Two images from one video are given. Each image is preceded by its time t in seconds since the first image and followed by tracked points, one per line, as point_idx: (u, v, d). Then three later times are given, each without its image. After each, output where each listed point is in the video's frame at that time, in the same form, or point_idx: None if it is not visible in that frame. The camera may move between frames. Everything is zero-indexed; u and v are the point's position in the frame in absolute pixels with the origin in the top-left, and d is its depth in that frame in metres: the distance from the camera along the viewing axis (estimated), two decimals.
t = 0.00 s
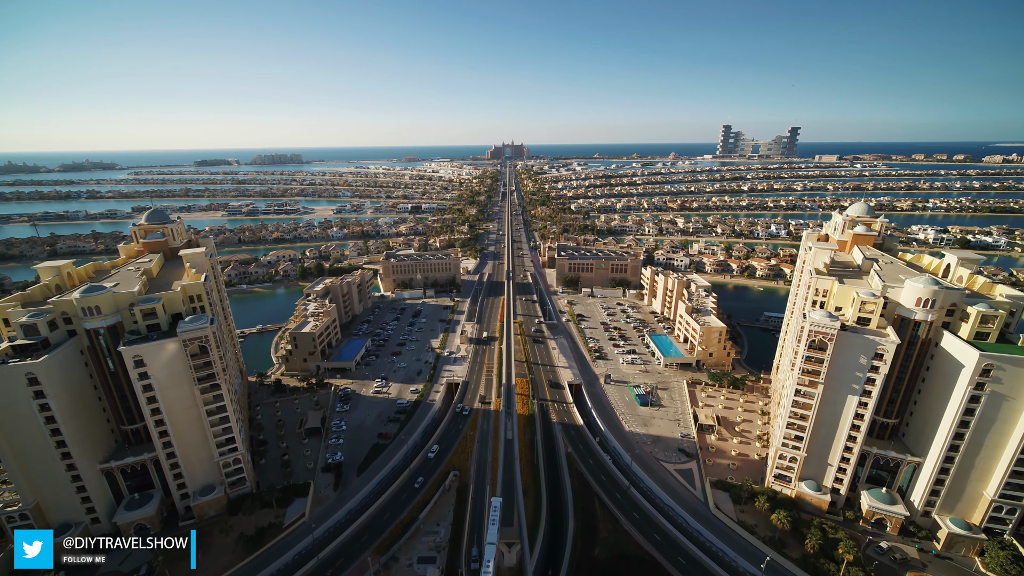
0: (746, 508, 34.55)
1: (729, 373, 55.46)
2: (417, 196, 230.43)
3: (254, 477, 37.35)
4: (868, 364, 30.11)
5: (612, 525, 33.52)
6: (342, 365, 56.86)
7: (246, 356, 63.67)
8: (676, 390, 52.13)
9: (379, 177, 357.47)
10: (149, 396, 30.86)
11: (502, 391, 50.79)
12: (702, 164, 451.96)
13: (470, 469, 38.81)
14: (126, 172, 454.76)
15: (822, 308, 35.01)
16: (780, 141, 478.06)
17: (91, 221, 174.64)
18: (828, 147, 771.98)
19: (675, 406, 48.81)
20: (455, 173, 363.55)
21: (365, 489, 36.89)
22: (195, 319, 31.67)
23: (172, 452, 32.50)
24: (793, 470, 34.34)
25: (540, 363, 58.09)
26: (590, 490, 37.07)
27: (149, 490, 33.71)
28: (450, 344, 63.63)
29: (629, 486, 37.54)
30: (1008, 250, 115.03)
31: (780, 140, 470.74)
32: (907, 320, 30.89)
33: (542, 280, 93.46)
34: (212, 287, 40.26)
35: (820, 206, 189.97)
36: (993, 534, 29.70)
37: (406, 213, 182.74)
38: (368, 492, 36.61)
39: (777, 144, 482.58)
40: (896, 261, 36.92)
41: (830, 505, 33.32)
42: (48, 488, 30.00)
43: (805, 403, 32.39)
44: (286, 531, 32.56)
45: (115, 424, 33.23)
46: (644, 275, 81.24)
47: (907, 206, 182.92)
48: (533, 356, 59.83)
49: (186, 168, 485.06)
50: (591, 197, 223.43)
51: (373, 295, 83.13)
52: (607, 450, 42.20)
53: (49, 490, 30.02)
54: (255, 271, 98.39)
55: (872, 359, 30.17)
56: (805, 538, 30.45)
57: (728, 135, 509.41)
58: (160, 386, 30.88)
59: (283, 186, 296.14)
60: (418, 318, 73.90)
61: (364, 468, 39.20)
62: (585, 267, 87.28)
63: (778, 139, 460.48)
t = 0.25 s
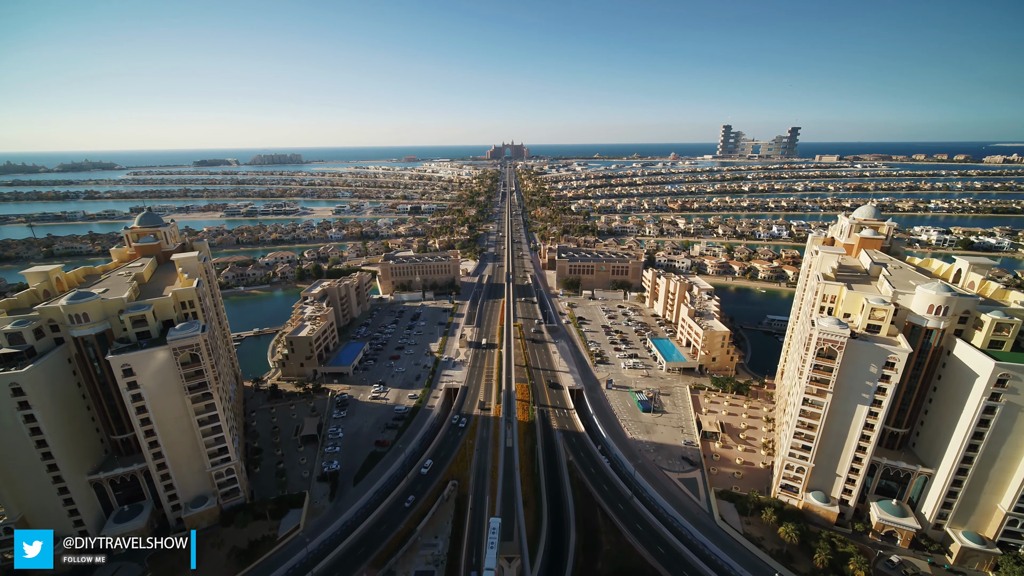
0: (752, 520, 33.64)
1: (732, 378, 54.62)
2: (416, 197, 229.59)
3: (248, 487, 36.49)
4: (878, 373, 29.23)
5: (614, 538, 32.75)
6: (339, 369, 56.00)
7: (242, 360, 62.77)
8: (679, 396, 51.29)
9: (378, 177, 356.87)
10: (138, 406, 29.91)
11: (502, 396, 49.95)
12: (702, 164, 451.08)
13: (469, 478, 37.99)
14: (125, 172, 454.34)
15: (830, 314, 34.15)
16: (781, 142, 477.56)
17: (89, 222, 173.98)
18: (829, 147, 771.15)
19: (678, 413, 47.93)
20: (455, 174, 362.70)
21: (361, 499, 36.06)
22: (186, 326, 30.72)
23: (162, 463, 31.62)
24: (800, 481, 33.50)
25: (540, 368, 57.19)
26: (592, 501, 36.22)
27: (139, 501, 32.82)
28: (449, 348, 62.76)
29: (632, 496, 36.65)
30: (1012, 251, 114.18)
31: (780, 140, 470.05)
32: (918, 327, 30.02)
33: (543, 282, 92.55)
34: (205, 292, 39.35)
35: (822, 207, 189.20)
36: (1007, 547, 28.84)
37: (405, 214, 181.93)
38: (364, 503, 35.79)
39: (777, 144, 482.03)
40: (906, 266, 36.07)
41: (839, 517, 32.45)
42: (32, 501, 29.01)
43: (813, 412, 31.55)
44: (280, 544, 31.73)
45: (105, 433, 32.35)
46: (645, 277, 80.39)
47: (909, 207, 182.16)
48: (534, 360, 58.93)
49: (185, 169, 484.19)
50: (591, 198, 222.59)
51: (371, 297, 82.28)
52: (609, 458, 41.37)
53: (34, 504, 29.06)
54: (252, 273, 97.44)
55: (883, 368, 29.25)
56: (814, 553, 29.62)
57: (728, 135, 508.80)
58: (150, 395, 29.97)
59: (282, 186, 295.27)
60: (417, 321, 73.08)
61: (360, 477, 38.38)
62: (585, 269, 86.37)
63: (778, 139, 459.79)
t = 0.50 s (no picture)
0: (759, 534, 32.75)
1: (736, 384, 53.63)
2: (416, 197, 228.64)
3: (241, 499, 35.54)
4: (891, 384, 28.25)
5: (617, 553, 31.81)
6: (336, 375, 55.01)
7: (237, 365, 61.72)
8: (683, 403, 50.32)
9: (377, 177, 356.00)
10: (125, 418, 28.92)
11: (501, 403, 48.98)
12: (702, 164, 450.32)
13: (467, 490, 37.01)
14: (124, 172, 453.18)
15: (839, 321, 33.21)
16: (781, 142, 476.86)
17: (86, 223, 172.98)
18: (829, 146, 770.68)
19: (681, 420, 46.97)
20: (455, 174, 361.64)
21: (357, 511, 35.07)
22: (174, 334, 29.74)
23: (151, 476, 30.64)
24: (808, 494, 32.57)
25: (541, 373, 56.19)
26: (594, 513, 35.27)
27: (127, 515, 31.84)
28: (448, 353, 61.76)
29: (635, 508, 35.69)
30: (1016, 253, 113.38)
31: (781, 140, 469.39)
32: (932, 336, 29.06)
33: (543, 285, 91.55)
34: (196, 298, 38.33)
35: (823, 207, 188.35)
36: None
37: (405, 214, 181.04)
38: (360, 515, 34.82)
39: (777, 144, 481.24)
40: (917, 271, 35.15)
41: (849, 531, 31.50)
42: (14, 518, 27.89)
43: (823, 424, 30.60)
44: (273, 559, 30.78)
45: (92, 446, 31.36)
46: (646, 279, 79.40)
47: (911, 208, 181.34)
48: (534, 365, 57.93)
49: (184, 169, 482.99)
50: (591, 198, 221.55)
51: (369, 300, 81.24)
52: (611, 467, 40.40)
53: (16, 520, 27.92)
54: (249, 275, 96.34)
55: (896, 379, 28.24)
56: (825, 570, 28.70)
57: (728, 135, 508.17)
58: (137, 407, 28.98)
59: (281, 187, 294.09)
60: (416, 325, 72.09)
61: (356, 488, 37.41)
62: (586, 271, 85.39)
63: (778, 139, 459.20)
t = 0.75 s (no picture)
0: (765, 547, 31.94)
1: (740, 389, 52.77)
2: (415, 198, 227.91)
3: (234, 511, 34.69)
4: (902, 394, 27.41)
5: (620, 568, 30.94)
6: (333, 380, 54.18)
7: (232, 370, 60.86)
8: (686, 408, 49.47)
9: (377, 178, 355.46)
10: (114, 429, 28.05)
11: (501, 409, 48.11)
12: (703, 165, 449.73)
13: (466, 501, 36.17)
14: (123, 172, 452.47)
15: (848, 328, 32.38)
16: (781, 142, 476.43)
17: (84, 223, 172.24)
18: (830, 146, 770.21)
19: (684, 427, 46.14)
20: (455, 175, 360.63)
21: (353, 522, 34.24)
22: (165, 343, 28.88)
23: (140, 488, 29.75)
24: (816, 506, 31.74)
25: (541, 378, 55.27)
26: (596, 525, 34.46)
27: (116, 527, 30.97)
28: (447, 357, 60.87)
29: (639, 520, 34.84)
30: (1019, 254, 112.75)
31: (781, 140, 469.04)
32: (944, 345, 28.21)
33: (543, 287, 90.68)
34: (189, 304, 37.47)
35: (824, 208, 187.60)
36: None
37: (404, 215, 180.31)
38: (356, 526, 34.00)
39: (777, 144, 480.79)
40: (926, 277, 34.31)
41: (858, 544, 30.69)
42: None
43: (832, 434, 29.76)
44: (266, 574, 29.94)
45: (80, 456, 30.53)
46: (648, 281, 78.47)
47: (912, 209, 180.85)
48: (534, 370, 57.02)
49: (183, 169, 482.15)
50: (592, 199, 220.65)
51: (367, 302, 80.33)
52: (613, 477, 39.56)
53: None
54: (247, 277, 95.42)
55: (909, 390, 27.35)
56: None
57: (728, 135, 507.75)
58: (126, 418, 28.08)
59: (280, 187, 293.01)
60: (415, 328, 71.26)
61: (352, 498, 36.57)
62: (586, 274, 84.53)
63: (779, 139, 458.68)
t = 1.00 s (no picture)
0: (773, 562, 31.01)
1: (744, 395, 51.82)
2: (415, 198, 227.03)
3: (226, 524, 33.73)
4: (917, 407, 26.40)
5: None
6: (330, 386, 53.18)
7: (228, 375, 59.89)
8: (689, 416, 48.49)
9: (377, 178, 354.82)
10: (99, 443, 27.03)
11: (501, 417, 47.12)
12: (703, 165, 448.92)
13: (465, 513, 35.19)
14: (122, 172, 451.96)
15: (859, 337, 31.43)
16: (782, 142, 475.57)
17: (82, 224, 171.46)
18: (830, 146, 769.27)
19: (688, 435, 45.15)
20: (454, 175, 359.66)
21: (348, 536, 33.29)
22: (152, 353, 27.88)
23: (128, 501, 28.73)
24: (825, 520, 30.77)
25: (542, 384, 54.26)
26: (599, 539, 33.47)
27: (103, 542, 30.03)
28: (446, 362, 59.87)
29: (643, 534, 33.84)
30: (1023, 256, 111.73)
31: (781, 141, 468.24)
32: (960, 355, 27.21)
33: (544, 289, 89.75)
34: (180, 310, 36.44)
35: (825, 209, 186.81)
36: None
37: (403, 216, 179.41)
38: (351, 540, 33.03)
39: (778, 144, 479.98)
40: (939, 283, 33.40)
41: (869, 559, 29.73)
42: None
43: (843, 447, 28.79)
44: None
45: (66, 468, 29.55)
46: (649, 284, 77.52)
47: (915, 210, 179.98)
48: (535, 376, 55.97)
49: (183, 169, 481.26)
50: (592, 199, 219.83)
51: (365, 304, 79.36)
52: (616, 487, 38.59)
53: None
54: (244, 279, 94.38)
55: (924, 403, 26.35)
56: None
57: (729, 136, 506.95)
58: (111, 431, 27.03)
59: (279, 187, 292.03)
60: (413, 331, 70.23)
61: (348, 511, 35.60)
62: (587, 276, 83.51)
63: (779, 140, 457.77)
